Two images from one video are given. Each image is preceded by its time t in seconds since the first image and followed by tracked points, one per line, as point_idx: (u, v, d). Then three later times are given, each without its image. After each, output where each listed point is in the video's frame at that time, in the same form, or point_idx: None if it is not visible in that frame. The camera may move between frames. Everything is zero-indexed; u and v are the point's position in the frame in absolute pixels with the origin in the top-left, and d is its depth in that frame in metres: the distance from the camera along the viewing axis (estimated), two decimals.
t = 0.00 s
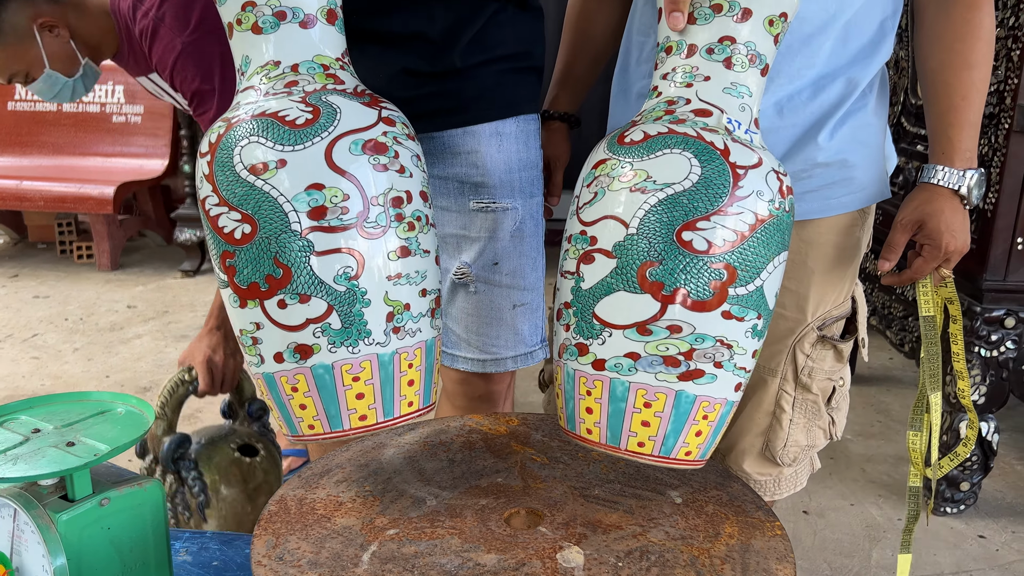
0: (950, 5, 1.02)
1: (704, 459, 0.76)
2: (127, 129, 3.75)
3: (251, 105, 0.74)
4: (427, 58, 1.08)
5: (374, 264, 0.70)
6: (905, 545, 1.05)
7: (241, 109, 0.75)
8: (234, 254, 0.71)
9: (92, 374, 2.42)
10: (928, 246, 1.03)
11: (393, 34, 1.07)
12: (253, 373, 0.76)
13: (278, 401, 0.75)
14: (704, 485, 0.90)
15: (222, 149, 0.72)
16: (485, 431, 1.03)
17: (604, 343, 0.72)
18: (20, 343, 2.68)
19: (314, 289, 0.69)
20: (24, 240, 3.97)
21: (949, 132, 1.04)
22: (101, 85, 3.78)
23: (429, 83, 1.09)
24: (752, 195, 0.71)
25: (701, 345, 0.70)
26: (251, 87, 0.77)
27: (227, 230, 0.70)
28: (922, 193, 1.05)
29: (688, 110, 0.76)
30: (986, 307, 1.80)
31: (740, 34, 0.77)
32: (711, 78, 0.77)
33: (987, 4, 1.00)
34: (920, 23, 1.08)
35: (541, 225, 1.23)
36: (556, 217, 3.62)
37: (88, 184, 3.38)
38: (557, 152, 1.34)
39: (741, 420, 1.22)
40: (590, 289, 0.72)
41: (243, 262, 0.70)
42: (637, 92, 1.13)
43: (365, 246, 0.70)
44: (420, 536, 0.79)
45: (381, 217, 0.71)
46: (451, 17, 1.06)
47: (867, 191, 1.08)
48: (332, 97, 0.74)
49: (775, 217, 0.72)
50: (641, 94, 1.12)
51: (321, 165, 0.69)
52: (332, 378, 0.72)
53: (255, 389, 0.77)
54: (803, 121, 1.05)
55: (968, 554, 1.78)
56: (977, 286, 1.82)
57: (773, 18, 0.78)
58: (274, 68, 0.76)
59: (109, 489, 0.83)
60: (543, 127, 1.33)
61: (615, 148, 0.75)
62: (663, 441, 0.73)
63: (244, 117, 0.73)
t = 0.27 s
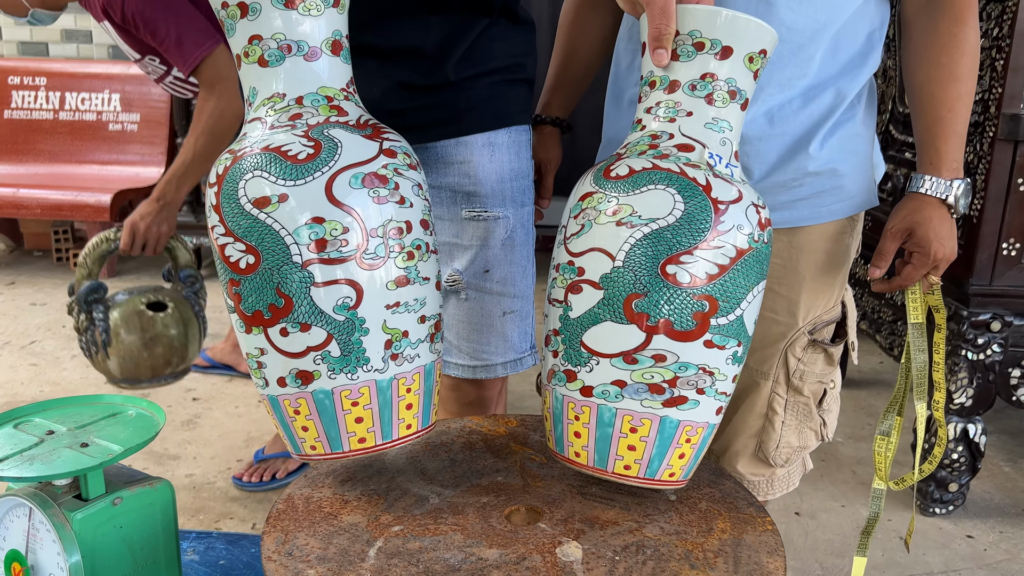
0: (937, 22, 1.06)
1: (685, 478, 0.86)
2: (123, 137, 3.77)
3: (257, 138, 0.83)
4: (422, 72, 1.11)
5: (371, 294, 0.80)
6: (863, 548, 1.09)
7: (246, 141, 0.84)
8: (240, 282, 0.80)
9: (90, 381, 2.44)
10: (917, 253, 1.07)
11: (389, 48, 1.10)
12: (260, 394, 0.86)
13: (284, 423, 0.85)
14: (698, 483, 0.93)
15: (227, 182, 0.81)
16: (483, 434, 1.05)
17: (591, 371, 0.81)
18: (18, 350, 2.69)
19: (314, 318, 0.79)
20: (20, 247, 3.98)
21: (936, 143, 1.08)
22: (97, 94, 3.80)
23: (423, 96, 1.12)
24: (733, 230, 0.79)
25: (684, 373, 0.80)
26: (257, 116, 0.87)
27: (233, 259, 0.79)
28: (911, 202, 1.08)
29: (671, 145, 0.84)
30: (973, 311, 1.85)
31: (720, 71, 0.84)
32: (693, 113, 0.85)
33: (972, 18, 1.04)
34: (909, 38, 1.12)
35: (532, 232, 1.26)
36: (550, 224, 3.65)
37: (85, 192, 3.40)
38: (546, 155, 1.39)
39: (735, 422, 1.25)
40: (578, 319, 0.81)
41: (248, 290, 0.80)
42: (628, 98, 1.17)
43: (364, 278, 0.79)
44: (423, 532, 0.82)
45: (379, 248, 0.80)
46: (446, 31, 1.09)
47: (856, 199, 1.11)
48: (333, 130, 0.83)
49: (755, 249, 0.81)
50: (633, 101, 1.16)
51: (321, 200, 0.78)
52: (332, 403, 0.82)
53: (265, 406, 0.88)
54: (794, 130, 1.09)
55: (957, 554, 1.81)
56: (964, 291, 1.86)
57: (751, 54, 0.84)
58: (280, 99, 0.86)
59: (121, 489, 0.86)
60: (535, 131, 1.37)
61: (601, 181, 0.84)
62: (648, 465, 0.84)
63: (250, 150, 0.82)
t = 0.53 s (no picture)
0: (927, 42, 1.09)
1: (690, 491, 0.89)
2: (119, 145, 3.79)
3: (263, 158, 0.86)
4: (414, 86, 1.13)
5: (375, 309, 0.82)
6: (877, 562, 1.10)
7: (251, 159, 0.87)
8: (245, 298, 0.82)
9: (88, 388, 2.45)
10: (909, 265, 1.10)
11: (382, 63, 1.13)
12: (264, 409, 0.88)
13: (288, 437, 0.87)
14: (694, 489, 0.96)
15: (234, 201, 0.83)
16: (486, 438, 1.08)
17: (604, 385, 0.83)
18: (15, 358, 2.70)
19: (320, 333, 0.81)
20: (15, 255, 3.99)
21: (926, 157, 1.11)
22: (93, 102, 3.81)
23: (414, 109, 1.14)
24: (744, 246, 0.82)
25: (697, 387, 0.82)
26: (262, 135, 0.89)
27: (239, 276, 0.82)
28: (902, 216, 1.11)
29: (681, 160, 0.86)
30: (962, 317, 1.88)
31: (726, 89, 0.87)
32: (701, 129, 0.88)
33: (962, 37, 1.08)
34: (901, 58, 1.15)
35: (521, 243, 1.26)
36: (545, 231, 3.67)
37: (81, 200, 3.41)
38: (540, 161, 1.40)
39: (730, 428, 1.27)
40: (590, 332, 0.83)
41: (253, 306, 0.82)
42: (622, 107, 1.20)
43: (367, 293, 0.82)
44: (426, 534, 0.84)
45: (383, 265, 0.83)
46: (437, 47, 1.12)
47: (847, 210, 1.15)
48: (339, 150, 0.85)
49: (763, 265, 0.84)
50: (626, 109, 1.19)
51: (328, 218, 0.81)
52: (337, 417, 0.84)
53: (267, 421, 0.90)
54: (788, 141, 1.11)
55: (947, 557, 1.84)
56: (953, 297, 1.89)
57: (759, 74, 0.87)
58: (285, 120, 0.88)
59: (129, 494, 0.89)
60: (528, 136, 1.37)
61: (613, 196, 0.85)
62: (658, 478, 0.86)
63: (256, 170, 0.85)
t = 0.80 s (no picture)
0: (918, 62, 1.12)
1: (700, 513, 0.93)
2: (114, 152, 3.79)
3: (275, 190, 0.87)
4: (408, 101, 1.16)
5: (389, 347, 0.86)
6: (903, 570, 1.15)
7: (261, 192, 0.87)
8: (257, 333, 0.84)
9: (84, 396, 2.45)
10: (899, 281, 1.12)
11: (380, 77, 1.15)
12: (269, 440, 0.91)
13: (295, 469, 0.91)
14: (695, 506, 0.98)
15: (248, 235, 0.83)
16: (496, 446, 1.12)
17: (616, 420, 0.85)
18: (11, 366, 2.70)
19: (334, 370, 0.84)
20: (10, 263, 3.99)
21: (918, 174, 1.13)
22: (89, 110, 3.82)
23: (408, 124, 1.16)
24: (747, 272, 0.83)
25: (709, 416, 0.85)
26: (272, 167, 0.90)
27: (252, 310, 0.83)
28: (892, 231, 1.14)
29: (677, 184, 0.88)
30: (951, 326, 1.90)
31: (721, 108, 0.87)
32: (695, 151, 0.89)
33: (952, 57, 1.10)
34: (890, 75, 1.18)
35: (515, 256, 1.29)
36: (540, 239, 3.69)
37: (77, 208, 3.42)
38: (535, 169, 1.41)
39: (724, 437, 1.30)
40: (597, 366, 0.85)
41: (266, 341, 0.84)
42: (619, 117, 1.22)
43: (382, 332, 0.85)
44: (423, 538, 0.89)
45: (398, 302, 0.86)
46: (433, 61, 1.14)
47: (839, 223, 1.17)
48: (355, 187, 0.87)
49: (766, 287, 0.85)
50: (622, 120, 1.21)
51: (345, 257, 0.83)
52: (346, 452, 0.88)
53: (272, 452, 0.93)
54: (782, 155, 1.13)
55: (938, 563, 1.86)
56: (942, 306, 1.92)
57: (749, 89, 0.88)
58: (298, 153, 0.89)
59: (131, 503, 0.91)
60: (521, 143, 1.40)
61: (613, 225, 0.86)
62: (674, 505, 0.89)
63: (270, 203, 0.85)
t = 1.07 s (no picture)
0: (909, 74, 1.14)
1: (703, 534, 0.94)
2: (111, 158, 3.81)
3: (300, 214, 0.87)
4: (405, 110, 1.16)
5: (411, 375, 0.89)
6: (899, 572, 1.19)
7: (284, 215, 0.88)
8: (280, 358, 0.85)
9: (79, 402, 2.45)
10: (892, 289, 1.15)
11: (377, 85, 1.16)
12: (280, 464, 0.93)
13: (307, 494, 0.92)
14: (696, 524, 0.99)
15: (274, 261, 0.84)
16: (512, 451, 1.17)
17: (617, 449, 0.86)
18: (6, 371, 2.70)
19: (358, 398, 0.86)
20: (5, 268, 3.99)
21: (910, 185, 1.15)
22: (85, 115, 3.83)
23: (403, 134, 1.17)
24: (748, 293, 0.83)
25: (712, 441, 0.85)
26: (294, 189, 0.91)
27: (276, 336, 0.84)
28: (885, 241, 1.16)
29: (674, 204, 0.87)
30: (941, 331, 1.92)
31: (717, 123, 0.86)
32: (692, 167, 0.88)
33: (942, 69, 1.12)
34: (881, 85, 1.21)
35: (509, 263, 1.30)
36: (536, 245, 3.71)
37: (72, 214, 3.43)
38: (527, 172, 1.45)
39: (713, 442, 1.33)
40: (597, 395, 0.85)
41: (289, 367, 0.85)
42: (612, 124, 1.23)
43: (405, 360, 0.88)
44: (416, 535, 0.95)
45: (421, 330, 0.89)
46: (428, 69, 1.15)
47: (829, 230, 1.18)
48: (382, 215, 0.89)
49: (767, 306, 0.85)
50: (615, 126, 1.23)
51: (375, 286, 0.84)
52: (364, 476, 0.91)
53: (281, 475, 0.94)
54: (773, 163, 1.14)
55: (929, 568, 1.87)
56: (932, 312, 1.94)
57: (745, 100, 0.86)
58: (322, 176, 0.90)
59: (127, 507, 0.92)
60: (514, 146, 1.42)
61: (609, 250, 0.85)
62: (679, 529, 0.90)
63: (296, 229, 0.85)
